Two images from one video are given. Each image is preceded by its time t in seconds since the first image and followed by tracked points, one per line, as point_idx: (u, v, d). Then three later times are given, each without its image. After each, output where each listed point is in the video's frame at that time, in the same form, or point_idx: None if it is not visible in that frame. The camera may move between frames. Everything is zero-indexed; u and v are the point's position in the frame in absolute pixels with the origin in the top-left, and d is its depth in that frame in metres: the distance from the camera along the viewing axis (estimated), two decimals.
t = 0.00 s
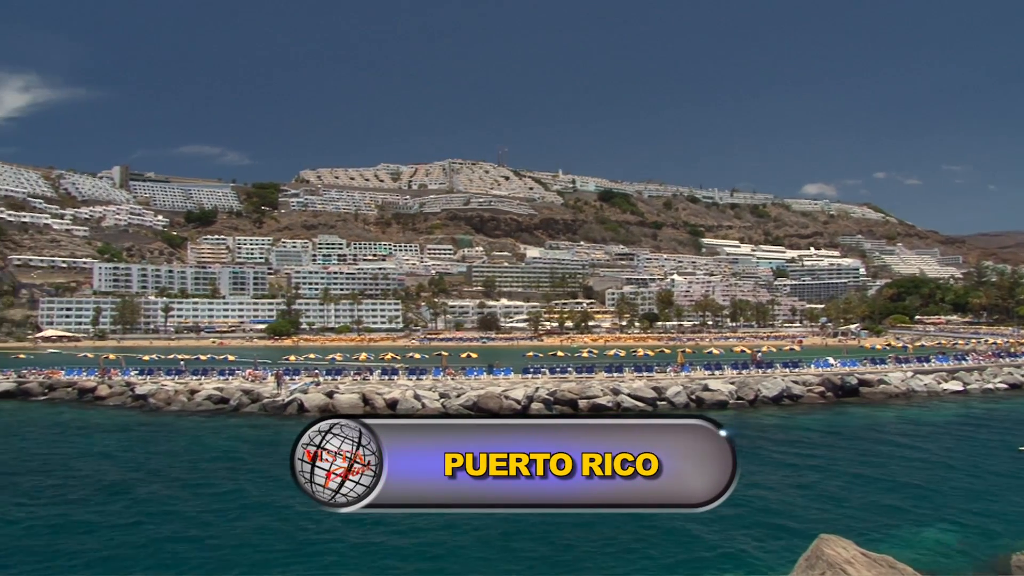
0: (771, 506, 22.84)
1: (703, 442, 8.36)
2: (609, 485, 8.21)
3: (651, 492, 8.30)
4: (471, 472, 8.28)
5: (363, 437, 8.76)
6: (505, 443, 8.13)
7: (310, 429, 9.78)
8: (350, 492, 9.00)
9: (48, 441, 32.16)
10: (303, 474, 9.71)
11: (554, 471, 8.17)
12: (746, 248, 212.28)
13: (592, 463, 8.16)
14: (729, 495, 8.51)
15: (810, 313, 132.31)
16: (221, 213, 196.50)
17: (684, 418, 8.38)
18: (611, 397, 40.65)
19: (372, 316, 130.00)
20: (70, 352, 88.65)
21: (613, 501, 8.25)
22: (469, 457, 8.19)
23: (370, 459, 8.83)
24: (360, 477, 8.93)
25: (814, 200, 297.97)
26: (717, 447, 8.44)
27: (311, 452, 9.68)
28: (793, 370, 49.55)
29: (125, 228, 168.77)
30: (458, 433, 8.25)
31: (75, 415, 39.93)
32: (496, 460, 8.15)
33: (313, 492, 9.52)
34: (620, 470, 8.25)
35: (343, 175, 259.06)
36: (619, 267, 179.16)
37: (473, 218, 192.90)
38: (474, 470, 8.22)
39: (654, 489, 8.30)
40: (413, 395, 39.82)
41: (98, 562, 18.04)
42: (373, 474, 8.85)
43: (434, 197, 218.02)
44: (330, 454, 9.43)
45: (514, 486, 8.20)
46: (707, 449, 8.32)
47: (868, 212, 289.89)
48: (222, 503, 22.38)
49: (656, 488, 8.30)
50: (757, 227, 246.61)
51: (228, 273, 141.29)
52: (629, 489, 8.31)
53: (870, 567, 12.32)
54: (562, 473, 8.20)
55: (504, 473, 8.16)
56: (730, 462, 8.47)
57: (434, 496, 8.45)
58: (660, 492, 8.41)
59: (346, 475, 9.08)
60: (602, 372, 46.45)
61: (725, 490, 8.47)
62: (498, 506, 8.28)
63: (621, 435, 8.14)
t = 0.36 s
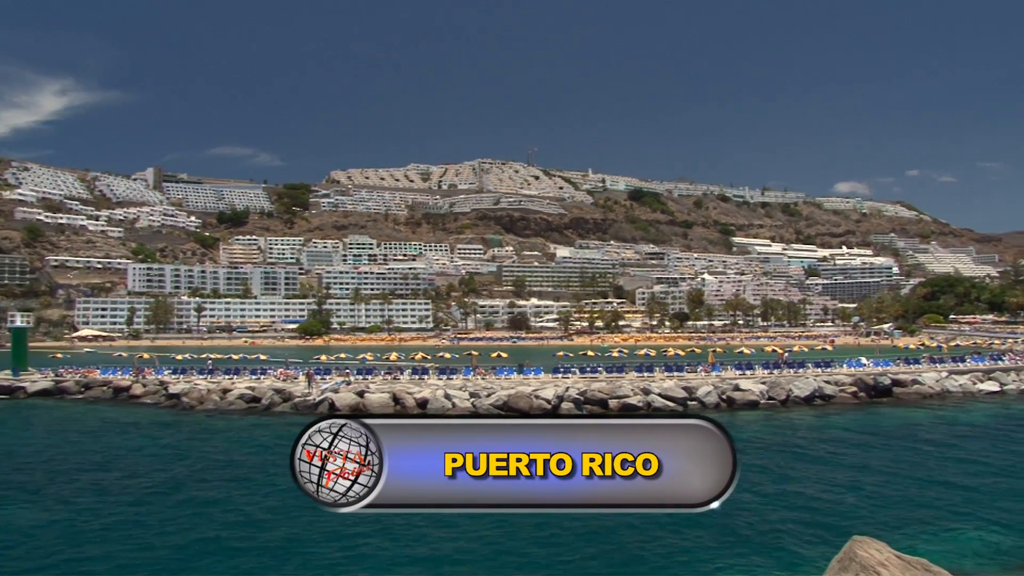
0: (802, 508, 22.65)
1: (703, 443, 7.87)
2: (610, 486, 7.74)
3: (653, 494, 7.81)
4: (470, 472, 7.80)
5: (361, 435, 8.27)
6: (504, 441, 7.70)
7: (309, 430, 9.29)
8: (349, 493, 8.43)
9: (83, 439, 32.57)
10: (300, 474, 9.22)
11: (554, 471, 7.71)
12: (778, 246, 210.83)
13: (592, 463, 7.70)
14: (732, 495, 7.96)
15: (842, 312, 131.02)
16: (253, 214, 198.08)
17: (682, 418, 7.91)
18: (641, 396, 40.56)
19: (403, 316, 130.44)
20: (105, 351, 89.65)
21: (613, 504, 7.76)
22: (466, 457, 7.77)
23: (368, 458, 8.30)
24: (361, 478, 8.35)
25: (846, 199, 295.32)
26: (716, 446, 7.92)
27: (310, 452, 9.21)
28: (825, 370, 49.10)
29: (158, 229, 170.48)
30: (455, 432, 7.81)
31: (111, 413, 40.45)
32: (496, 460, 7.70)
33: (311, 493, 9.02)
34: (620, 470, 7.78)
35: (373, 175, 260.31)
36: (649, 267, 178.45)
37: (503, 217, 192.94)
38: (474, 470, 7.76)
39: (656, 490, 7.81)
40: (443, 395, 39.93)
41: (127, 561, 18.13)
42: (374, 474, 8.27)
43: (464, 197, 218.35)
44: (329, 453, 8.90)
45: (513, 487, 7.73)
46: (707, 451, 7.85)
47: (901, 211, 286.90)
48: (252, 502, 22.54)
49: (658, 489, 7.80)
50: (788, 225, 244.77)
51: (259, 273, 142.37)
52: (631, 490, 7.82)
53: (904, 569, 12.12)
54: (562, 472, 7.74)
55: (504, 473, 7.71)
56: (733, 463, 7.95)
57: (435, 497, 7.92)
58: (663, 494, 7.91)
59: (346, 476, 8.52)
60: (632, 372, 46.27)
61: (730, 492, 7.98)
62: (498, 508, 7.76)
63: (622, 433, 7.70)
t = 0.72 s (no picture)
0: (835, 510, 22.41)
1: (702, 441, 7.96)
2: (608, 486, 7.80)
3: (652, 494, 7.91)
4: (471, 472, 7.85)
5: (359, 435, 8.38)
6: (505, 441, 7.79)
7: (310, 429, 9.42)
8: (349, 493, 8.56)
9: (117, 437, 33.00)
10: (299, 473, 9.36)
11: (554, 471, 7.76)
12: (808, 245, 209.39)
13: (592, 464, 7.77)
14: (730, 496, 8.13)
15: (874, 311, 129.69)
16: (283, 215, 199.39)
17: (682, 417, 7.99)
18: (671, 396, 40.48)
19: (433, 316, 130.78)
20: (139, 351, 90.73)
21: (612, 505, 7.81)
22: (467, 458, 7.83)
23: (367, 457, 8.43)
24: (360, 477, 8.49)
25: (878, 197, 292.60)
26: (719, 447, 8.05)
27: (309, 453, 9.35)
28: (857, 370, 48.60)
29: (190, 230, 172.07)
30: (456, 431, 7.89)
31: (145, 412, 40.98)
32: (496, 461, 7.77)
33: (309, 492, 9.19)
34: (620, 470, 7.85)
35: (403, 176, 261.25)
36: (678, 266, 177.70)
37: (532, 217, 192.82)
38: (473, 471, 7.81)
39: (655, 490, 7.90)
40: (473, 394, 40.02)
41: (160, 558, 18.31)
42: (374, 474, 8.40)
43: (493, 197, 218.49)
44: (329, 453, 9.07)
45: (513, 486, 7.79)
46: (708, 449, 7.95)
47: (934, 209, 283.76)
48: (284, 499, 22.74)
49: (657, 489, 7.90)
50: (819, 224, 242.85)
51: (290, 273, 143.24)
52: (630, 491, 7.89)
53: (937, 572, 11.95)
54: (562, 473, 7.78)
55: (505, 473, 7.77)
56: (734, 462, 8.09)
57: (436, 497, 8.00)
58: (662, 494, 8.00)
59: (346, 476, 8.65)
60: (662, 372, 46.05)
61: (731, 491, 8.14)
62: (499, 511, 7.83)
63: (623, 432, 7.80)
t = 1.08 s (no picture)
0: (868, 510, 22.22)
1: (706, 443, 8.42)
2: (610, 486, 8.20)
3: (652, 493, 8.32)
4: (470, 471, 8.24)
5: (362, 436, 8.81)
6: (505, 442, 8.14)
7: (309, 428, 9.49)
8: (348, 493, 8.90)
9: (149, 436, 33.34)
10: (299, 474, 9.41)
11: (553, 472, 8.20)
12: (839, 244, 207.76)
13: (593, 464, 8.16)
14: (729, 496, 8.52)
15: (906, 310, 128.37)
16: (313, 215, 200.61)
17: (684, 420, 8.41)
18: (700, 396, 40.40)
19: (462, 315, 131.06)
20: (171, 350, 91.61)
21: (613, 502, 8.25)
22: (468, 458, 8.20)
23: (367, 458, 8.86)
24: (359, 477, 8.89)
25: (910, 196, 289.62)
26: (721, 449, 8.45)
27: (309, 452, 9.40)
28: (890, 370, 48.08)
29: (221, 231, 173.48)
30: (456, 435, 8.30)
31: (178, 411, 41.40)
32: (496, 461, 8.14)
33: (308, 491, 9.30)
34: (620, 470, 8.26)
35: (432, 176, 262.04)
36: (708, 265, 176.81)
37: (561, 216, 192.70)
38: (473, 471, 8.20)
39: (654, 490, 8.31)
40: (502, 394, 40.06)
41: (193, 554, 18.54)
42: (373, 474, 8.80)
43: (522, 196, 218.52)
44: (330, 454, 9.24)
45: (512, 486, 8.20)
46: (710, 452, 8.37)
47: (968, 207, 280.43)
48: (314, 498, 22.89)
49: (657, 488, 8.31)
50: (850, 223, 240.76)
51: (319, 273, 144.03)
52: (629, 490, 8.31)
53: None
54: (562, 472, 8.21)
55: (504, 473, 8.15)
56: (732, 465, 8.53)
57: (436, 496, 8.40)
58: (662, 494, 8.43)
59: (343, 475, 8.98)
60: (691, 372, 45.82)
61: (729, 491, 8.53)
62: (501, 509, 8.24)
63: (623, 435, 8.22)
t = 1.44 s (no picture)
0: (903, 512, 21.99)
1: (705, 443, 8.34)
2: (608, 485, 8.14)
3: (652, 493, 8.23)
4: (470, 471, 8.19)
5: (361, 436, 8.68)
6: (505, 441, 8.09)
7: (308, 429, 9.60)
8: (348, 493, 8.81)
9: (183, 435, 33.68)
10: (303, 476, 9.55)
11: (554, 471, 8.11)
12: (871, 242, 205.90)
13: (592, 464, 8.11)
14: (729, 495, 8.39)
15: (940, 310, 126.97)
16: (344, 215, 201.61)
17: (683, 419, 8.36)
18: (731, 396, 40.05)
19: (491, 315, 131.10)
20: (204, 350, 92.47)
21: (612, 504, 8.17)
22: (467, 457, 8.17)
23: (366, 459, 8.75)
24: (361, 478, 8.72)
25: (943, 193, 286.38)
26: (719, 449, 8.37)
27: (310, 453, 9.53)
28: (923, 370, 47.56)
29: (253, 231, 174.89)
30: (456, 433, 8.23)
31: (212, 410, 41.77)
32: (495, 461, 8.10)
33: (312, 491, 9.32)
34: (620, 469, 8.19)
35: (461, 176, 262.51)
36: (738, 264, 175.72)
37: (591, 216, 192.31)
38: (474, 470, 8.15)
39: (654, 490, 8.22)
40: (532, 393, 40.06)
41: (228, 551, 18.73)
42: (372, 473, 8.68)
43: (551, 196, 218.39)
44: (331, 454, 9.24)
45: (513, 485, 8.14)
46: (709, 451, 8.29)
47: (1004, 204, 276.82)
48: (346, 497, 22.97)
49: (656, 489, 8.22)
50: (882, 221, 238.41)
51: (350, 273, 144.63)
52: (628, 491, 8.24)
53: None
54: (562, 472, 8.13)
55: (504, 473, 8.12)
56: (733, 464, 8.41)
57: (436, 495, 8.33)
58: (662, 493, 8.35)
59: (347, 476, 8.87)
60: (722, 372, 45.53)
61: (729, 492, 8.39)
62: (500, 507, 8.17)
63: (622, 433, 8.15)
